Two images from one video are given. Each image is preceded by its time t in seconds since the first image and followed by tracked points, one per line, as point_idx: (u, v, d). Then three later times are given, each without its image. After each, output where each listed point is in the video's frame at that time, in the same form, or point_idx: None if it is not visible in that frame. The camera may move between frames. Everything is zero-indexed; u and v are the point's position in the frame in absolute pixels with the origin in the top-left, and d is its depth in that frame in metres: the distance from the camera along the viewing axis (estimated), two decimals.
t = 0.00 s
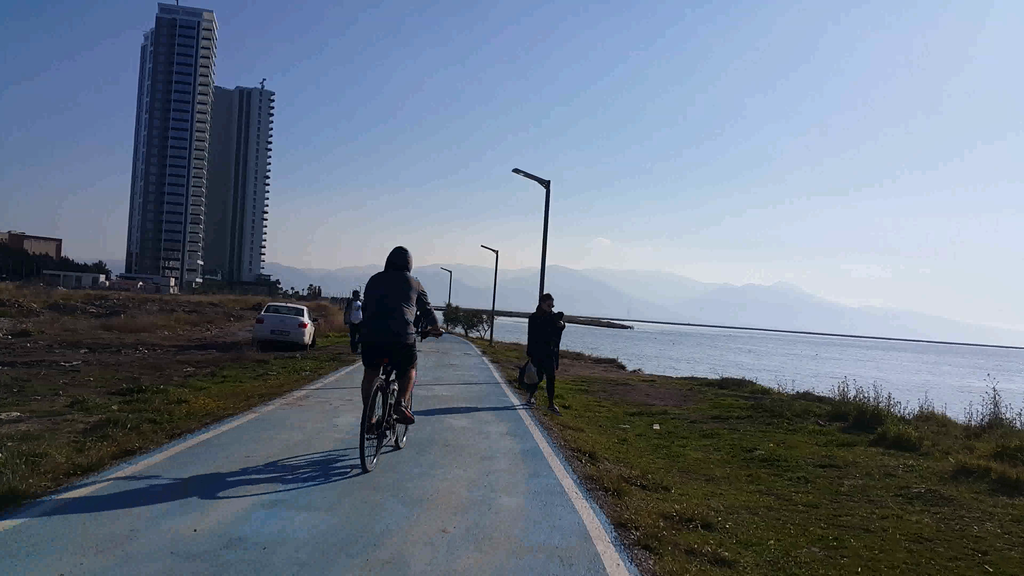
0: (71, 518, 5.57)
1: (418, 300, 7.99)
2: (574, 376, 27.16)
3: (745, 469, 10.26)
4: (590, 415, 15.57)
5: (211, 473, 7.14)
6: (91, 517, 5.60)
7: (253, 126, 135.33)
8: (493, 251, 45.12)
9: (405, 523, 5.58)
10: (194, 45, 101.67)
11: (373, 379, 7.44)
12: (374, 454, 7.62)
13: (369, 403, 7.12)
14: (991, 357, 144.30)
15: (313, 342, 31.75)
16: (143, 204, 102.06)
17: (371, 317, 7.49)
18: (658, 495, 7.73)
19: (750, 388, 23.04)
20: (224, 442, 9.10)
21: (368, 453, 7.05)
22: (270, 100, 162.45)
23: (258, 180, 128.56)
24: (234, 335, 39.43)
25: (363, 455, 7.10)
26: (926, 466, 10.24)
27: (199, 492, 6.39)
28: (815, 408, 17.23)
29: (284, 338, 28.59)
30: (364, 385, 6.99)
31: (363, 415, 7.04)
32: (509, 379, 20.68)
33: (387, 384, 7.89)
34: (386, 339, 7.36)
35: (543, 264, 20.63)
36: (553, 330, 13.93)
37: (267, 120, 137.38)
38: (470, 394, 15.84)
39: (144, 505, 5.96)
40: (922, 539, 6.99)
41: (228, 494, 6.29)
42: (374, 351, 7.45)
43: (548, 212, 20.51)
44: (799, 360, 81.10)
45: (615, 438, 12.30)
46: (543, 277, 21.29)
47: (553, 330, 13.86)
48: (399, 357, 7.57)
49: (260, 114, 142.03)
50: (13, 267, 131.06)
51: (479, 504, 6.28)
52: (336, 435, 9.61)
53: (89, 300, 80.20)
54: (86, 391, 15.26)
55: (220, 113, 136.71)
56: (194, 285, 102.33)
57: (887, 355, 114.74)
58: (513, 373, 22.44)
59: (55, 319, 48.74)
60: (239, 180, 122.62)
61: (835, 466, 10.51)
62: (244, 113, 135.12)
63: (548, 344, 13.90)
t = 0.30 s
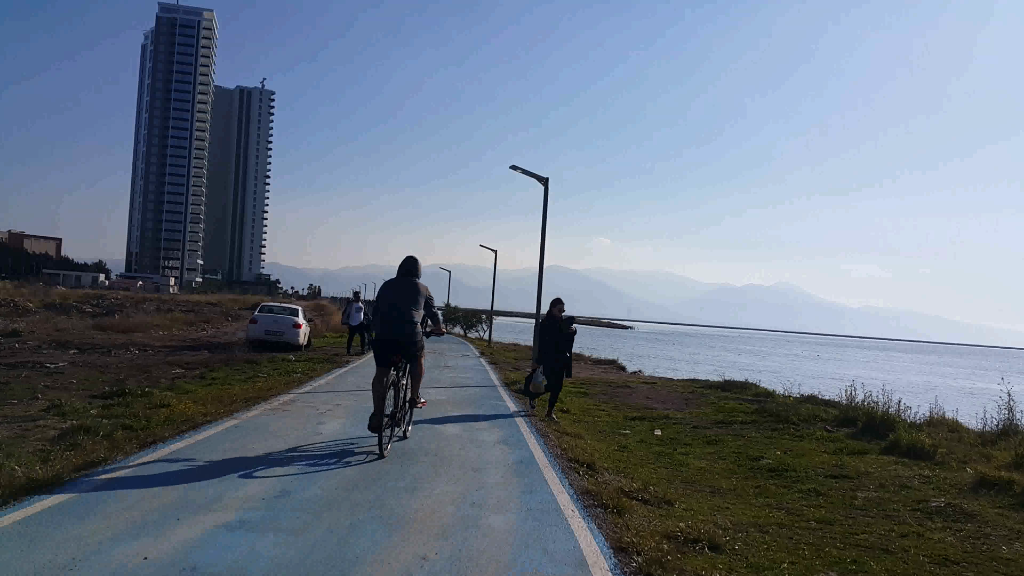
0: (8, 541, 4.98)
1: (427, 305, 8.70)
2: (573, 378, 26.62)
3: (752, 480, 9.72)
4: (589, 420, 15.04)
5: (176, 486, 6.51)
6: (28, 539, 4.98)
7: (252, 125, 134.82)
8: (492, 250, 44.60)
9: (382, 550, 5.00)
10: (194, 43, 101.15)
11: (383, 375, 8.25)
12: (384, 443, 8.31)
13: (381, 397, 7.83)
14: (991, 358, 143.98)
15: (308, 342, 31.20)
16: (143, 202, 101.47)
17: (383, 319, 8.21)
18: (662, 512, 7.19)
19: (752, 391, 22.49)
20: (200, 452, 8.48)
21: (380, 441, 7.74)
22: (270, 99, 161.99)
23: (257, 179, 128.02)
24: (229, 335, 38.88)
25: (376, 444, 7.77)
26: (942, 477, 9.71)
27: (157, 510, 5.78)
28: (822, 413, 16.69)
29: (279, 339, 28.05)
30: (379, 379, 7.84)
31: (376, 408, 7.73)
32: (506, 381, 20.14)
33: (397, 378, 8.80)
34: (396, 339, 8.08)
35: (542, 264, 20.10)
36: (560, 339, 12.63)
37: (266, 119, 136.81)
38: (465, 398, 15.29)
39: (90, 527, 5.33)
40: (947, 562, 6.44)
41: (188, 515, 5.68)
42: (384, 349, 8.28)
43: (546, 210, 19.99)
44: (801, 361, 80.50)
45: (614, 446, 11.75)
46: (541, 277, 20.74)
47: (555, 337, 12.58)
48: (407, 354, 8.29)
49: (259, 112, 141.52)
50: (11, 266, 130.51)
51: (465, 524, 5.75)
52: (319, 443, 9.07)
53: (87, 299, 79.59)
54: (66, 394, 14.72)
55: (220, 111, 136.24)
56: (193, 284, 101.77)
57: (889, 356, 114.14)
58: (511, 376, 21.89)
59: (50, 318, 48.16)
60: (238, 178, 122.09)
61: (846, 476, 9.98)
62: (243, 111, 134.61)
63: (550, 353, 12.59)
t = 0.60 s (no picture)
0: None
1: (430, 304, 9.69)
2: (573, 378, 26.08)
3: (760, 487, 9.19)
4: (587, 422, 14.50)
5: (138, 500, 5.95)
6: None
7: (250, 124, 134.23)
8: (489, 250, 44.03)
9: None
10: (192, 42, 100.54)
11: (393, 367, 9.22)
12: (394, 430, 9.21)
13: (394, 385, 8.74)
14: (993, 357, 143.56)
15: (303, 342, 30.68)
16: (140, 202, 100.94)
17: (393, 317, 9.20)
18: (667, 525, 6.67)
19: (755, 391, 21.96)
20: (174, 457, 7.94)
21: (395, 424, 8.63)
22: (268, 98, 161.36)
23: (255, 179, 127.51)
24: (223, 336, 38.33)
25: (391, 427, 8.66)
26: (961, 484, 9.18)
27: (110, 530, 5.21)
28: (829, 414, 16.15)
29: (272, 339, 27.53)
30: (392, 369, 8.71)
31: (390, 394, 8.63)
32: (503, 382, 19.59)
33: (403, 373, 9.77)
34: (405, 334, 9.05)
35: (541, 261, 19.57)
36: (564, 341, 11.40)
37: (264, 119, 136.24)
38: (461, 400, 14.76)
39: (31, 551, 4.77)
40: None
41: (144, 535, 5.13)
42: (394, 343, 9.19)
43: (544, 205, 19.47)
44: (802, 360, 79.93)
45: (613, 450, 11.22)
46: (539, 274, 20.23)
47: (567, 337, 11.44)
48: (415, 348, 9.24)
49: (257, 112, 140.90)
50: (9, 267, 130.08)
51: (451, 542, 5.24)
52: (303, 451, 8.56)
53: (84, 300, 78.93)
54: (45, 397, 14.16)
55: (218, 111, 135.67)
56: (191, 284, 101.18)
57: (890, 355, 113.60)
58: (508, 376, 21.36)
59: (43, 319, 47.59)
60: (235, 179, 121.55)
61: (859, 482, 9.45)
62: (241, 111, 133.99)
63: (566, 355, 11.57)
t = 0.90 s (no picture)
0: None
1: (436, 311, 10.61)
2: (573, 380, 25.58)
3: (769, 500, 8.68)
4: (586, 427, 13.97)
5: (91, 522, 5.39)
6: None
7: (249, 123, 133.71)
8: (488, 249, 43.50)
9: None
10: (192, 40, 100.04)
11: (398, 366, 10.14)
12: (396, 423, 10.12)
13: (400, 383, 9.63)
14: (994, 357, 143.15)
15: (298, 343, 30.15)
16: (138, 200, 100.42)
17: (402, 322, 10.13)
18: (673, 547, 6.14)
19: (759, 394, 21.45)
20: (144, 464, 7.38)
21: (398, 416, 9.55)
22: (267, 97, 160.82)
23: (253, 178, 126.98)
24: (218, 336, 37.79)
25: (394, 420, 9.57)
26: (984, 497, 8.65)
27: (56, 558, 4.68)
28: (837, 419, 15.63)
29: (266, 340, 27.03)
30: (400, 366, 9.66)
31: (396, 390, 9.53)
32: (500, 385, 19.05)
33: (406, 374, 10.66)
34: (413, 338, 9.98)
35: (539, 260, 19.04)
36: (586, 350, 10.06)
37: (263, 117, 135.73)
38: (457, 404, 14.26)
39: None
40: None
41: (90, 566, 4.57)
42: (401, 345, 10.24)
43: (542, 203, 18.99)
44: (803, 360, 79.39)
45: (612, 457, 10.72)
46: (538, 274, 19.74)
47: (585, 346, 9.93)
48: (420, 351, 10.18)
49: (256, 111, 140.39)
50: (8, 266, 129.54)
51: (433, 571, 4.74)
52: (287, 458, 8.08)
53: (81, 299, 78.34)
54: (24, 401, 13.63)
55: (218, 109, 135.17)
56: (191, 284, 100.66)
57: (892, 356, 113.11)
58: (506, 379, 20.85)
59: (37, 319, 46.99)
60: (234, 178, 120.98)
61: (875, 495, 8.94)
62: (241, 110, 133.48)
63: (589, 368, 10.04)
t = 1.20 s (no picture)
0: None
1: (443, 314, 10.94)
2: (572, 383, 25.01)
3: (781, 516, 8.13)
4: (586, 434, 13.42)
5: (31, 551, 4.85)
6: None
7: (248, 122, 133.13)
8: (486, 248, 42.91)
9: None
10: (192, 39, 99.43)
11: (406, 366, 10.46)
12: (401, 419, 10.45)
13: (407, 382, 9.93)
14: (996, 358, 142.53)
15: (292, 343, 29.58)
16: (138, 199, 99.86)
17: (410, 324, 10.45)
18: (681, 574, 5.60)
19: (763, 398, 20.87)
20: (113, 477, 6.88)
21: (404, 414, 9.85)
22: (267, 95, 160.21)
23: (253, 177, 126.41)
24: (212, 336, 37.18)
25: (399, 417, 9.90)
26: (1011, 514, 8.10)
27: None
28: (846, 426, 15.06)
29: (259, 340, 26.48)
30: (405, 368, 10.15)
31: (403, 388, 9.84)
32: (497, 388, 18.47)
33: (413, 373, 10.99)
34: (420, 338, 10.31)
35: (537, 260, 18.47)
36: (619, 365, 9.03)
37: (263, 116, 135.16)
38: (451, 409, 13.71)
39: None
40: None
41: None
42: (410, 345, 10.57)
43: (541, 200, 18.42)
44: (804, 361, 78.84)
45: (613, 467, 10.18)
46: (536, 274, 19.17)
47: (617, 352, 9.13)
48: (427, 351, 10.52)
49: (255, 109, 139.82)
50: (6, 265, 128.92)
51: None
52: (267, 470, 7.56)
53: (79, 299, 77.70)
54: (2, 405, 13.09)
55: (217, 107, 134.54)
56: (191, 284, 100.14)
57: (893, 357, 112.63)
58: (504, 381, 20.28)
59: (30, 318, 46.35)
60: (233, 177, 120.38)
61: (893, 510, 8.39)
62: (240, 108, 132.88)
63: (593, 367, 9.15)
